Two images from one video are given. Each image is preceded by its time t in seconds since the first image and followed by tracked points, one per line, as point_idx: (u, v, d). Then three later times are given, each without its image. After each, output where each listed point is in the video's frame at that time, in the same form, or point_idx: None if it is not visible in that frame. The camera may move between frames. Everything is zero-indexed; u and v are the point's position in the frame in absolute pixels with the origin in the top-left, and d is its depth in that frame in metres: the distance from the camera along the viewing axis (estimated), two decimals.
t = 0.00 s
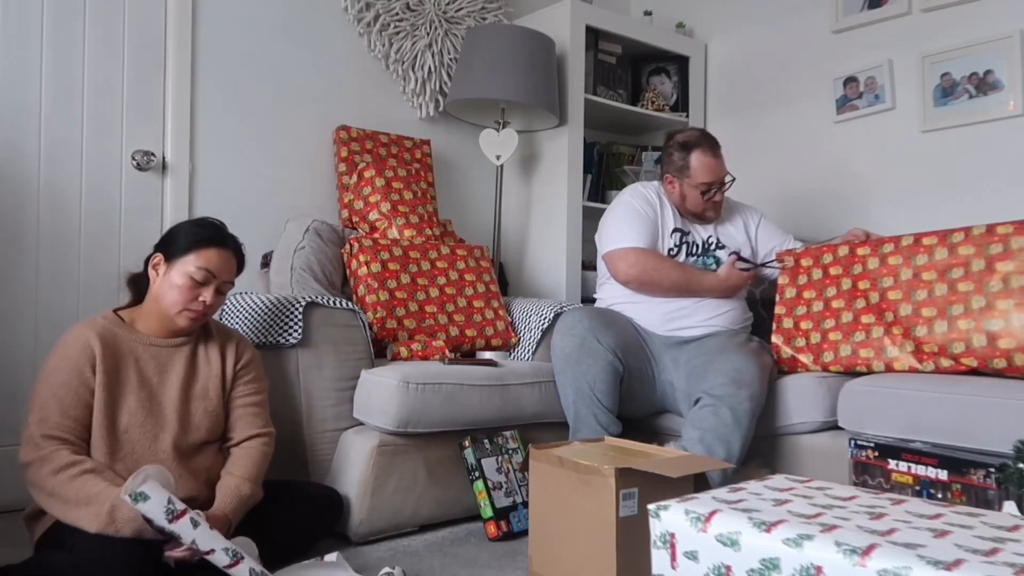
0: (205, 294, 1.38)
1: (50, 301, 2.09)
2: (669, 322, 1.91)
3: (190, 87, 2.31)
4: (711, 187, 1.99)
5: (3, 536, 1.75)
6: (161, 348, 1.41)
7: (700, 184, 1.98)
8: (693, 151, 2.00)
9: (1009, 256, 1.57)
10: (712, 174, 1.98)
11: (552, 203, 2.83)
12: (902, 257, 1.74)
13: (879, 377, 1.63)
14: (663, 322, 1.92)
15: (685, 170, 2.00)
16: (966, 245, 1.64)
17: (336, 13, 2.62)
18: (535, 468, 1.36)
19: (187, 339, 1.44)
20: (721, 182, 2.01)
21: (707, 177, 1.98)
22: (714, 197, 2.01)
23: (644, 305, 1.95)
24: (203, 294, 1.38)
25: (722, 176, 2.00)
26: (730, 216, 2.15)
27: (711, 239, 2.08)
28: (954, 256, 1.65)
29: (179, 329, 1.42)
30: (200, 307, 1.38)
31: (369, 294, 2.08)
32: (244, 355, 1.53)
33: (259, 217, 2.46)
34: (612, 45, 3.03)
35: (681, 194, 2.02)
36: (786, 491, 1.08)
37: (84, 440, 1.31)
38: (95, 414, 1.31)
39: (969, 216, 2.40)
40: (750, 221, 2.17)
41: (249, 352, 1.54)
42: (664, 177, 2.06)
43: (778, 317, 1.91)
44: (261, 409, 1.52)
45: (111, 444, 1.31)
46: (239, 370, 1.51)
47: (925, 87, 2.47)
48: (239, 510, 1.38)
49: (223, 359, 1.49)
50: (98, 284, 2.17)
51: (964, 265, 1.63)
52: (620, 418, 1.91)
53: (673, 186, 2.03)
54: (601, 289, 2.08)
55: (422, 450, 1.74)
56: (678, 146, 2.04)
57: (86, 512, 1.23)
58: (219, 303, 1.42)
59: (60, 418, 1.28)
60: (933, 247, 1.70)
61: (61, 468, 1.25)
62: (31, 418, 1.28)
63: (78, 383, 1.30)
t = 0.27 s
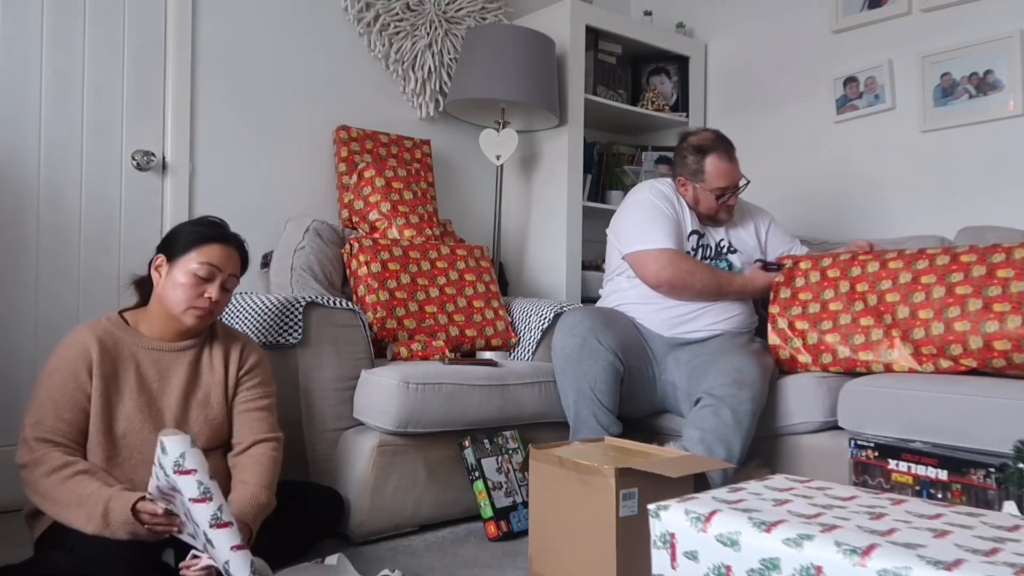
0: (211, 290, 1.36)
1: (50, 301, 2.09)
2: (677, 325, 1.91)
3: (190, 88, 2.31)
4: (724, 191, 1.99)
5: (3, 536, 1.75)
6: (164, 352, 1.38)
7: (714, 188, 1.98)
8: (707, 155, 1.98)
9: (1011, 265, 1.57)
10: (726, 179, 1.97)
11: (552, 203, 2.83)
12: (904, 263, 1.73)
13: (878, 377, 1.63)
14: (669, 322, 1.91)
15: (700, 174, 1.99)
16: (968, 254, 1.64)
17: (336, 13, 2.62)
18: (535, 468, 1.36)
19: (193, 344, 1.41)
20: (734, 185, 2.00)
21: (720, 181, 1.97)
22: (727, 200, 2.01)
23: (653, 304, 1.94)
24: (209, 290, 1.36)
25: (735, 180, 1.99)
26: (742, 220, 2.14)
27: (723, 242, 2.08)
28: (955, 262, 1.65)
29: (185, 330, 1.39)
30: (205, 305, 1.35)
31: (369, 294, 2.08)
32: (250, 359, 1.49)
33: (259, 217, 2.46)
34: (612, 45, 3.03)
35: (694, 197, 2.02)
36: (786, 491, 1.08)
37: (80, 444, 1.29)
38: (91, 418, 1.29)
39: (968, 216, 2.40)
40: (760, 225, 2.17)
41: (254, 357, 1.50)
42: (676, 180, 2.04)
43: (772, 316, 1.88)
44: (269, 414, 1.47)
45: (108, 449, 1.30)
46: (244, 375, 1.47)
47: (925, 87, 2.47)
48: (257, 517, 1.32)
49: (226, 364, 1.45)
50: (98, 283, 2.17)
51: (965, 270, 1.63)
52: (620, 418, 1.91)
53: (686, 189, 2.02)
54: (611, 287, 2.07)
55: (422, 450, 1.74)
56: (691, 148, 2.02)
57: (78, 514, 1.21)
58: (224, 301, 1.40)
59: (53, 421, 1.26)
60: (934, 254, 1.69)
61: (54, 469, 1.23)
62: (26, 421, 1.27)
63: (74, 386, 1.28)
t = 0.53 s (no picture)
0: (205, 291, 1.35)
1: (50, 301, 2.09)
2: (682, 326, 1.90)
3: (190, 88, 2.31)
4: (735, 195, 1.98)
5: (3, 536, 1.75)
6: (162, 356, 1.37)
7: (726, 191, 1.98)
8: (722, 156, 1.97)
9: (992, 249, 1.59)
10: (738, 182, 1.96)
11: (552, 203, 2.83)
12: (889, 262, 1.74)
13: (878, 377, 1.63)
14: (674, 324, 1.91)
15: (712, 176, 1.98)
16: (949, 244, 1.65)
17: (336, 12, 2.62)
18: (535, 468, 1.36)
19: (192, 347, 1.40)
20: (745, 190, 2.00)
21: (733, 184, 1.97)
22: (737, 205, 2.01)
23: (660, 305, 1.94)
24: (203, 290, 1.34)
25: (747, 185, 1.99)
26: (750, 223, 2.13)
27: (731, 244, 2.07)
28: (939, 256, 1.66)
29: (181, 333, 1.37)
30: (201, 305, 1.34)
31: (369, 294, 2.08)
32: (249, 364, 1.46)
33: (259, 217, 2.46)
34: (612, 45, 3.03)
35: (704, 197, 2.01)
36: (786, 491, 1.08)
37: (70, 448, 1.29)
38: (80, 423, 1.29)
39: (969, 216, 2.40)
40: (767, 229, 2.16)
41: (254, 362, 1.47)
42: (688, 178, 2.03)
43: (766, 321, 1.86)
44: (270, 418, 1.44)
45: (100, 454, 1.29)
46: (243, 380, 1.44)
47: (925, 87, 2.47)
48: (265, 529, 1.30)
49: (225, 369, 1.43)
50: (99, 284, 2.17)
51: (951, 263, 1.64)
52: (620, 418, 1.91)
53: (697, 190, 2.01)
54: (619, 286, 2.06)
55: (421, 450, 1.74)
56: (706, 148, 2.01)
57: (61, 514, 1.21)
58: (221, 302, 1.38)
59: (41, 425, 1.26)
60: (916, 250, 1.71)
61: (38, 468, 1.23)
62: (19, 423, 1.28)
63: (64, 390, 1.28)
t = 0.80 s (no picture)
0: (193, 286, 1.34)
1: (50, 301, 2.09)
2: (688, 325, 1.90)
3: (190, 88, 2.31)
4: (743, 197, 1.98)
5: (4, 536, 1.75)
6: (155, 355, 1.37)
7: (733, 192, 1.97)
8: (730, 157, 1.97)
9: (976, 246, 1.64)
10: (745, 183, 1.96)
11: (552, 203, 2.83)
12: (879, 269, 1.78)
13: (878, 377, 1.63)
14: (677, 324, 1.90)
15: (720, 176, 1.98)
16: (933, 245, 1.71)
17: (336, 12, 2.62)
18: (535, 468, 1.36)
19: (185, 345, 1.39)
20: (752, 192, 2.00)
21: (740, 186, 1.96)
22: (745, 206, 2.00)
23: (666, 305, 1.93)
24: (190, 284, 1.34)
25: (755, 187, 1.98)
26: (758, 225, 2.13)
27: (737, 247, 2.06)
28: (926, 257, 1.71)
29: (173, 330, 1.37)
30: (190, 300, 1.33)
31: (369, 294, 2.08)
32: (243, 357, 1.45)
33: (259, 217, 2.46)
34: (612, 45, 3.03)
35: (711, 198, 2.01)
36: (786, 491, 1.08)
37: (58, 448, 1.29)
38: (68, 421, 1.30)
39: (969, 216, 2.40)
40: (773, 232, 2.15)
41: (247, 355, 1.46)
42: (695, 179, 2.03)
43: (765, 322, 1.86)
44: (267, 408, 1.42)
45: (91, 452, 1.30)
46: (238, 374, 1.43)
47: (925, 87, 2.47)
48: (274, 513, 1.28)
49: (219, 364, 1.42)
50: (99, 284, 2.17)
51: (938, 263, 1.68)
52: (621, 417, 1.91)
53: (705, 191, 2.01)
54: (624, 286, 2.05)
55: (422, 450, 1.74)
56: (715, 148, 2.00)
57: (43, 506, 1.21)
58: (210, 296, 1.38)
59: (26, 424, 1.27)
60: (905, 253, 1.75)
61: (19, 461, 1.24)
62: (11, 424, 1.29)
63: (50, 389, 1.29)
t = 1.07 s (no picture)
0: (132, 294, 1.33)
1: (49, 301, 2.09)
2: (697, 328, 1.89)
3: (190, 88, 2.31)
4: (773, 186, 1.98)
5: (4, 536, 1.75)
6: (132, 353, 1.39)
7: (764, 181, 1.97)
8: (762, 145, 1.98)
9: (974, 243, 1.63)
10: (775, 172, 1.97)
11: (552, 203, 2.83)
12: (878, 269, 1.77)
13: (878, 377, 1.63)
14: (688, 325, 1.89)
15: (750, 163, 1.98)
16: (932, 243, 1.70)
17: (336, 12, 2.62)
18: (536, 469, 1.36)
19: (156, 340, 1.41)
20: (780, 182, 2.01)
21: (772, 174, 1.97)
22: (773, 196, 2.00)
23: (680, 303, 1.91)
24: (129, 293, 1.33)
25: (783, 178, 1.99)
26: (772, 227, 2.13)
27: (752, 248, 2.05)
28: (924, 255, 1.70)
29: (138, 332, 1.38)
30: (132, 308, 1.33)
31: (369, 294, 2.08)
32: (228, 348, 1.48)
33: (260, 217, 2.46)
34: (612, 45, 3.03)
35: (739, 186, 2.00)
36: (786, 491, 1.08)
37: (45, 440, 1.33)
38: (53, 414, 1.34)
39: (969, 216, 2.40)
40: (785, 236, 2.15)
41: (233, 344, 1.49)
42: (724, 166, 2.03)
43: (762, 326, 1.85)
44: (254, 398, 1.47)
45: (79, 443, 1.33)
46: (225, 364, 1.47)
47: (925, 87, 2.47)
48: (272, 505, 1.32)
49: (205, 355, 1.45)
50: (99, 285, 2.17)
51: (936, 261, 1.67)
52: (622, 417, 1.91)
53: (731, 180, 2.01)
54: (637, 281, 2.03)
55: (422, 450, 1.74)
56: (744, 137, 2.01)
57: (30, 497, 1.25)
58: (160, 297, 1.37)
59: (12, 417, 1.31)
60: (902, 252, 1.74)
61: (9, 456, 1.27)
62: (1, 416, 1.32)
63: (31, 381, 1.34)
